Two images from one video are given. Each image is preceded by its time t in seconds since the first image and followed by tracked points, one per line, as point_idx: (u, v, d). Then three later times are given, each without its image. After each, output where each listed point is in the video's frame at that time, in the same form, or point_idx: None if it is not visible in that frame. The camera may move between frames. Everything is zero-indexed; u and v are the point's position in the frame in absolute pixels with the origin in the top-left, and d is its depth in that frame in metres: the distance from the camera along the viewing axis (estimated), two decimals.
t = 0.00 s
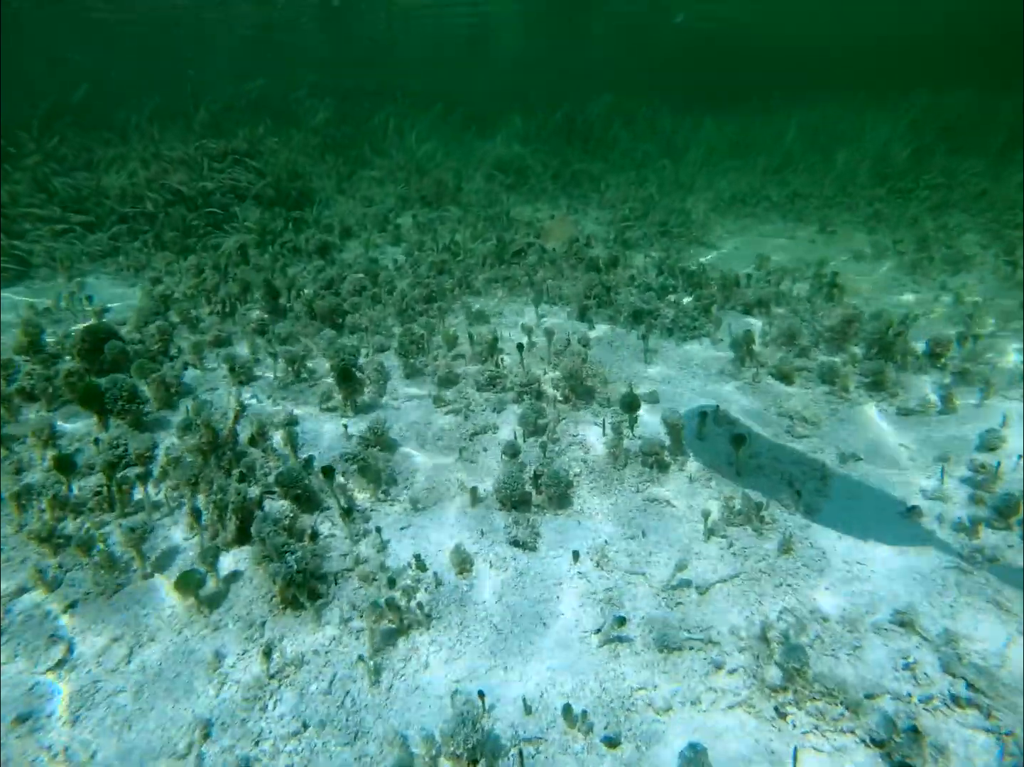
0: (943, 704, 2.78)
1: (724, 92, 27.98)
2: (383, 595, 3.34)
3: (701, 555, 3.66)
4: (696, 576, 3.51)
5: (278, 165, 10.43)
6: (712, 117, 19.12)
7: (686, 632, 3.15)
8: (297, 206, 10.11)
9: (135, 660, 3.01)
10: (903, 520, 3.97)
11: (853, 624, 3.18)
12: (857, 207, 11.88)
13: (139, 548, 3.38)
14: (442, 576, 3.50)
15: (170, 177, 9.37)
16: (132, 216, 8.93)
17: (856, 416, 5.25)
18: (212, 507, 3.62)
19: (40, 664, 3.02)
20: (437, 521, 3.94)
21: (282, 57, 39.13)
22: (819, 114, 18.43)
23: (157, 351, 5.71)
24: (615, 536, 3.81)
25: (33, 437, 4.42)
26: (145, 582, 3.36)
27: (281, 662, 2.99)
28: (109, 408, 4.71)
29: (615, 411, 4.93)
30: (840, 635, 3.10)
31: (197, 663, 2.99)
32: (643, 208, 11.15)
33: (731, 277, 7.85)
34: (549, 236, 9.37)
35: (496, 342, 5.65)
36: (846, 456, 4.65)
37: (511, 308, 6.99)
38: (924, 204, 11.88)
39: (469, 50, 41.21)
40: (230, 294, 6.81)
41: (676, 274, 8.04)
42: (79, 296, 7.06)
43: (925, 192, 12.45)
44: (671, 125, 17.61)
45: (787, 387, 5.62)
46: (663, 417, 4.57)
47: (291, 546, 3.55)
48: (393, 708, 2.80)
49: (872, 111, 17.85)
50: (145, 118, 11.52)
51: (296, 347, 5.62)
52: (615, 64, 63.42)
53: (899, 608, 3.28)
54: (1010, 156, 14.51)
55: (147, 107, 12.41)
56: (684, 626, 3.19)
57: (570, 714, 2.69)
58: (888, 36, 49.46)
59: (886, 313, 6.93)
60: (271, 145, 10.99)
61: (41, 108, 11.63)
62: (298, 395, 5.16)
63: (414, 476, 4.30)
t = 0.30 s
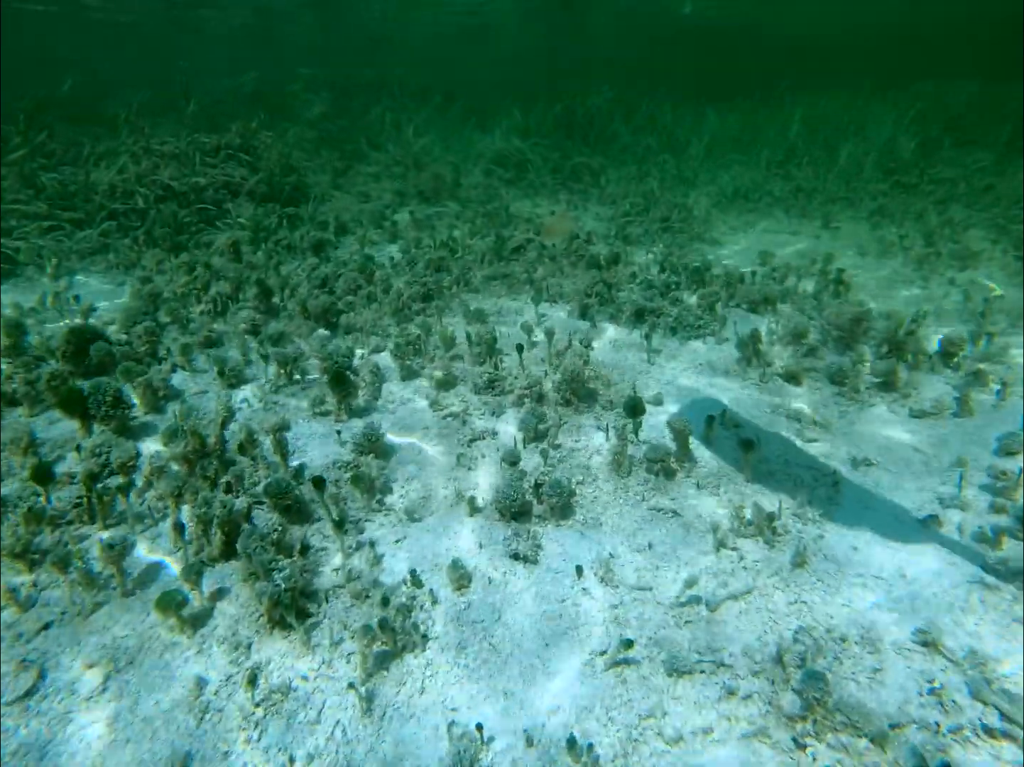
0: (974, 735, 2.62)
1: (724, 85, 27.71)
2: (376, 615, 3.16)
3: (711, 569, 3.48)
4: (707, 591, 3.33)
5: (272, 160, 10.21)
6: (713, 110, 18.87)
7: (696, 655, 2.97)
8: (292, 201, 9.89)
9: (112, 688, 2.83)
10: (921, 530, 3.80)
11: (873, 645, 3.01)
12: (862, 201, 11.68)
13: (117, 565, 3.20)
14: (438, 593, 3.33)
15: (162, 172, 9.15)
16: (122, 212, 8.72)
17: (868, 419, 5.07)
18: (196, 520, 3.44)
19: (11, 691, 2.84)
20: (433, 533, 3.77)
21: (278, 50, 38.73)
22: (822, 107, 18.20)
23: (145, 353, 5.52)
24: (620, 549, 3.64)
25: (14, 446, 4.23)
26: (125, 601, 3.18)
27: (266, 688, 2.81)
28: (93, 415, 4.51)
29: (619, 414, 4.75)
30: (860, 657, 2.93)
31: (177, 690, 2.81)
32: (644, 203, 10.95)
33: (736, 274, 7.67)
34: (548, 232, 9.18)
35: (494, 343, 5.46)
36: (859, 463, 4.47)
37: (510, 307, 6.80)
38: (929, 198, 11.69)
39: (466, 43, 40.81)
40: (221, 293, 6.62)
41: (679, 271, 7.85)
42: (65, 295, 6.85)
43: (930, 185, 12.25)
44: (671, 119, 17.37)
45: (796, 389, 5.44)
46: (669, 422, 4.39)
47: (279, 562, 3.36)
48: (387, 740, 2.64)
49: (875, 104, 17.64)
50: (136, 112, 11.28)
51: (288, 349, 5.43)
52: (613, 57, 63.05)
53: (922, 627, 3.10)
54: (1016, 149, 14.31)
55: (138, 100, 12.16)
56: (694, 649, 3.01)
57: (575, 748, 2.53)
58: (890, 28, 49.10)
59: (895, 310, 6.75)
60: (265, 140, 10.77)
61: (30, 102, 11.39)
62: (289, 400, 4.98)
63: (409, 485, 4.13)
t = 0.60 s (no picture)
0: None
1: (724, 83, 27.31)
2: (363, 647, 2.98)
3: (718, 593, 3.30)
4: (715, 619, 3.15)
5: (263, 160, 9.99)
6: (712, 108, 18.67)
7: (703, 692, 2.81)
8: (283, 202, 9.68)
9: (76, 733, 2.64)
10: (936, 551, 3.62)
11: (891, 680, 2.86)
12: (864, 200, 11.50)
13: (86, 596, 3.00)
14: (429, 623, 3.14)
15: (149, 173, 8.93)
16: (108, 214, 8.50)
17: (877, 428, 4.89)
18: (172, 545, 3.24)
19: None
20: (425, 554, 3.58)
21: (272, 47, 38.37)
22: (821, 104, 18.02)
23: (127, 362, 5.30)
24: (622, 571, 3.46)
25: None
26: (95, 633, 3.00)
27: (244, 731, 2.64)
28: (67, 430, 4.30)
29: (619, 426, 4.57)
30: (878, 694, 2.78)
31: (149, 732, 2.63)
32: (643, 203, 10.76)
33: (737, 276, 7.48)
34: (545, 233, 8.98)
35: (490, 350, 5.26)
36: (870, 476, 4.30)
37: (506, 310, 6.61)
38: (932, 197, 11.51)
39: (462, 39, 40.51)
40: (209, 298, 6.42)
41: (679, 273, 7.66)
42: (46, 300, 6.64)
43: (932, 184, 12.08)
44: (669, 116, 17.17)
45: (802, 397, 5.25)
46: (672, 435, 4.20)
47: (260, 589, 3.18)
48: None
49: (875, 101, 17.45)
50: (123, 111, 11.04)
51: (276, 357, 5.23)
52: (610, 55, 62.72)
53: (942, 658, 2.97)
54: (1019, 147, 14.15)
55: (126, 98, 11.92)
56: (702, 685, 2.84)
57: None
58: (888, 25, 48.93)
59: (902, 314, 6.58)
60: (255, 139, 10.55)
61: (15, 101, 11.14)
62: (276, 410, 4.77)
63: (400, 502, 3.94)
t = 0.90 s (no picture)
0: None
1: (722, 81, 26.98)
2: (350, 684, 2.81)
3: (725, 622, 3.13)
4: (724, 651, 2.99)
5: (254, 160, 9.79)
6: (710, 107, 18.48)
7: (711, 736, 2.65)
8: (274, 204, 9.48)
9: None
10: (954, 574, 3.45)
11: (914, 721, 2.70)
12: (867, 201, 11.32)
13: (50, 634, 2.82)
14: (420, 657, 2.96)
15: (137, 175, 8.73)
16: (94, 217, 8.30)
17: (888, 440, 4.72)
18: (146, 574, 3.06)
19: None
20: (416, 580, 3.39)
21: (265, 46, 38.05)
22: (822, 102, 17.84)
23: (108, 372, 5.10)
24: (624, 598, 3.28)
25: None
26: (60, 672, 2.81)
27: None
28: (42, 447, 4.11)
29: (619, 439, 4.39)
30: (900, 737, 2.63)
31: None
32: (642, 204, 10.57)
33: (739, 280, 7.30)
34: (542, 235, 8.79)
35: (485, 358, 5.07)
36: (882, 493, 4.12)
37: (503, 316, 6.42)
38: (935, 197, 11.35)
39: (458, 37, 40.23)
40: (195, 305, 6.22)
41: (680, 276, 7.48)
42: (28, 307, 6.44)
43: (934, 185, 11.91)
44: (668, 115, 16.96)
45: (808, 407, 5.07)
46: (676, 451, 4.02)
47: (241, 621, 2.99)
48: None
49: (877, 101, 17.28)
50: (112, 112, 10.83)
51: (264, 367, 5.04)
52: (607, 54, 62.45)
53: (969, 697, 2.80)
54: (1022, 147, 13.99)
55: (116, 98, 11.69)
56: (710, 728, 2.67)
57: None
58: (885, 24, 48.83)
59: (909, 320, 6.41)
60: (247, 139, 10.35)
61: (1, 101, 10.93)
62: (263, 424, 4.58)
63: (391, 523, 3.75)
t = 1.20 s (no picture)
0: None
1: (720, 81, 26.78)
2: (339, 729, 2.63)
3: (739, 657, 2.96)
4: (738, 690, 2.82)
5: (247, 162, 9.59)
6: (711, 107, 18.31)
7: None
8: (268, 207, 9.29)
9: None
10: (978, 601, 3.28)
11: None
12: (871, 203, 11.16)
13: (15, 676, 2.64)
14: (414, 695, 2.77)
15: (127, 177, 8.54)
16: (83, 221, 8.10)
17: (902, 455, 4.54)
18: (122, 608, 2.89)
19: None
20: (410, 608, 3.21)
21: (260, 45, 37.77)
22: (823, 102, 17.69)
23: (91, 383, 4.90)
24: (631, 629, 3.10)
25: None
26: (25, 716, 2.62)
27: None
28: (16, 464, 3.91)
29: (623, 455, 4.21)
30: None
31: None
32: (643, 206, 10.39)
33: (744, 285, 7.12)
34: (541, 238, 8.60)
35: (483, 369, 4.89)
36: (897, 511, 3.94)
37: (501, 323, 6.23)
38: (940, 199, 11.19)
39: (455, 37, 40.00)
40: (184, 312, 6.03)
41: (683, 281, 7.29)
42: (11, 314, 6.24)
43: (939, 186, 11.76)
44: (668, 116, 16.78)
45: (818, 419, 4.89)
46: (683, 470, 3.84)
47: (222, 658, 2.82)
48: None
49: (879, 101, 17.14)
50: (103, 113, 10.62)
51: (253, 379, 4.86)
52: (606, 53, 62.15)
53: (1007, 740, 2.58)
54: None
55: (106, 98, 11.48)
56: None
57: None
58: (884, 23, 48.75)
59: (919, 327, 6.24)
60: (240, 141, 10.16)
61: None
62: (252, 439, 4.39)
63: (384, 545, 3.56)
